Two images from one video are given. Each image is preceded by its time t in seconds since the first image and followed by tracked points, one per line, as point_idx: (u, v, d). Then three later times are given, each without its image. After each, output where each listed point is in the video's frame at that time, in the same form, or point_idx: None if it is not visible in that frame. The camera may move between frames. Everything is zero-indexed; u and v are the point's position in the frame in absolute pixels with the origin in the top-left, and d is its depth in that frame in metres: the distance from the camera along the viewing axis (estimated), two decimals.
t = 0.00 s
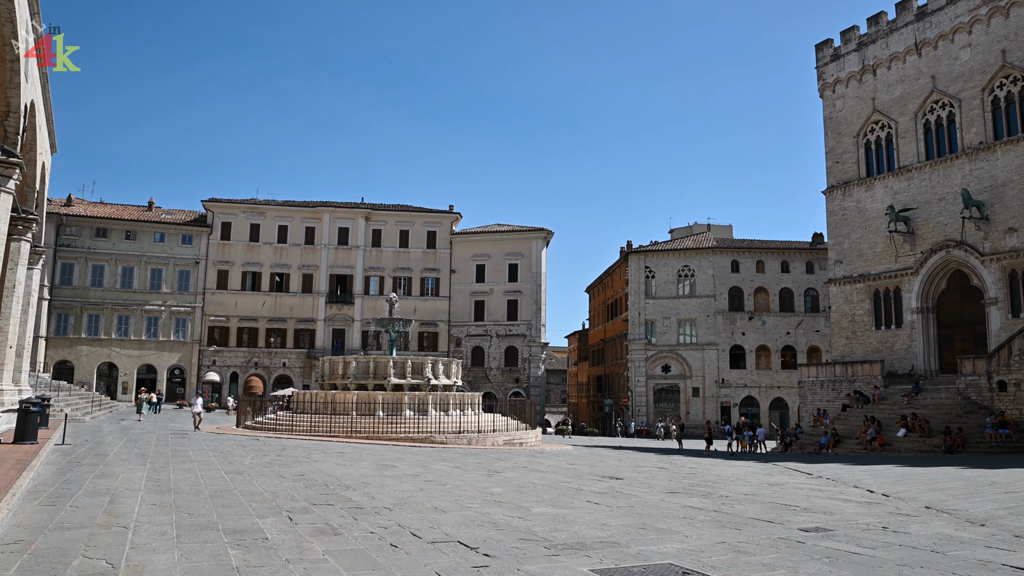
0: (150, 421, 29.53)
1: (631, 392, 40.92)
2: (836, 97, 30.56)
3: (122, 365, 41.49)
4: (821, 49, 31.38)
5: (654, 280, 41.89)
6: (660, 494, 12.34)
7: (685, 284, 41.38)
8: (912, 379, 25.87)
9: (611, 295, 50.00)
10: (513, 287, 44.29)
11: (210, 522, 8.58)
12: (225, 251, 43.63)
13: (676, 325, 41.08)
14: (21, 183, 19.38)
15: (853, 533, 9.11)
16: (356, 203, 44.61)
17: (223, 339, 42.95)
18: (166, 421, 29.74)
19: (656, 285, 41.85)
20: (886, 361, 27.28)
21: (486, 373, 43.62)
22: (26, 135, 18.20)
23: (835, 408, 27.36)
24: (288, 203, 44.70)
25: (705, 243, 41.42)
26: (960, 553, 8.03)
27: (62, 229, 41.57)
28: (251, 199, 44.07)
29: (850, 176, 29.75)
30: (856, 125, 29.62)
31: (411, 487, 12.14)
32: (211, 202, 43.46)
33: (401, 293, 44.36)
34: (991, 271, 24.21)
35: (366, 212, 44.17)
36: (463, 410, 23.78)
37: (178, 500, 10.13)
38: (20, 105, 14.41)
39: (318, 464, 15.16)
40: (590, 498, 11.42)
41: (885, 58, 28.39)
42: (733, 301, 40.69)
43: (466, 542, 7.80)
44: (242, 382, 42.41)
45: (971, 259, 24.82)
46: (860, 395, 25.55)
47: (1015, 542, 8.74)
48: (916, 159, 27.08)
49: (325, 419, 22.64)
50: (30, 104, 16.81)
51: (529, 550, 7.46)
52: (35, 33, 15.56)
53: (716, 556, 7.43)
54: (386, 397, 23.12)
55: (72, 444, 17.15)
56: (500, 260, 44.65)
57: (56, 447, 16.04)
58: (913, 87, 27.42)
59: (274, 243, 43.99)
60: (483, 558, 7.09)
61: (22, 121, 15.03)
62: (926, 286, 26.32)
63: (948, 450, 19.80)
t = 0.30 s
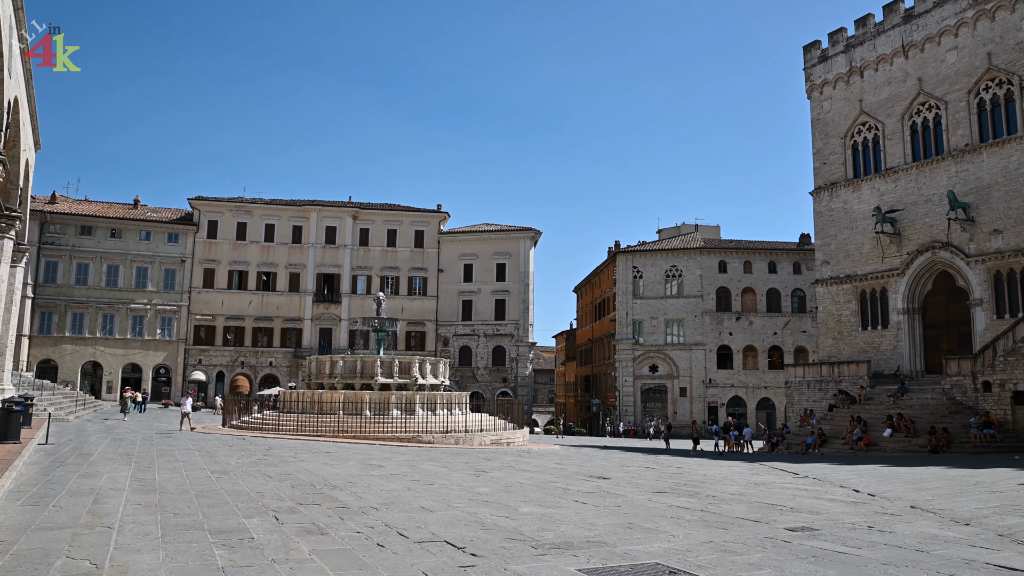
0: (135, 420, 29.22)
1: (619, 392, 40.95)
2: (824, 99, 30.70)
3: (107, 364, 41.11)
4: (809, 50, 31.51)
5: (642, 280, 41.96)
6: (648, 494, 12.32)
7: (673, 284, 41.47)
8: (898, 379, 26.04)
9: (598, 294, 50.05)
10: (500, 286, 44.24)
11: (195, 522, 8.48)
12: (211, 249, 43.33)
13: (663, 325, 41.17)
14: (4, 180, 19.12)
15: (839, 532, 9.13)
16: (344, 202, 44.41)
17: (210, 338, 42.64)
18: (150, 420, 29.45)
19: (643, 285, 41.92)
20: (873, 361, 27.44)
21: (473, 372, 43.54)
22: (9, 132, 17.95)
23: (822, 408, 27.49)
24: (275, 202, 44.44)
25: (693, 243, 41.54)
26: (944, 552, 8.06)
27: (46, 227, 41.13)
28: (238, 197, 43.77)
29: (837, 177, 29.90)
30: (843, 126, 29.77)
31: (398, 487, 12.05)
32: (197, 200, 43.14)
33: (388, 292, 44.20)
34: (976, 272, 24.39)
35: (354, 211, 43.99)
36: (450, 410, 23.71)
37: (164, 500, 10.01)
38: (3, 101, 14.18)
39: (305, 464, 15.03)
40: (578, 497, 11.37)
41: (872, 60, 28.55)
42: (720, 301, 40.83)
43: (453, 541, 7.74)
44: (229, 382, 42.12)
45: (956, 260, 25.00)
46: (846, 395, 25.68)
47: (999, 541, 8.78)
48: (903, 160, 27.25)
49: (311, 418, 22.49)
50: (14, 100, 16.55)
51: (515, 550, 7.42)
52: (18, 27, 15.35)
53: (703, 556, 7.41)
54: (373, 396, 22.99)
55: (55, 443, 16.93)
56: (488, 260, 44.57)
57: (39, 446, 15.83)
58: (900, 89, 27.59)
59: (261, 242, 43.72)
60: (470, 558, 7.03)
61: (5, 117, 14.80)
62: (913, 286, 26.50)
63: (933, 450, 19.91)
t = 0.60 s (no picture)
0: (118, 420, 28.90)
1: (606, 391, 40.99)
2: (811, 100, 30.85)
3: (90, 363, 40.71)
4: (797, 52, 31.64)
5: (629, 280, 42.02)
6: (635, 493, 12.31)
7: (660, 284, 41.58)
8: (883, 379, 26.22)
9: (586, 294, 50.07)
10: (488, 286, 44.17)
11: (179, 522, 8.37)
12: (197, 248, 43.01)
13: (651, 325, 41.26)
14: None
15: (825, 532, 9.14)
16: (331, 200, 44.19)
17: (195, 337, 42.31)
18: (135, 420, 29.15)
19: (631, 285, 41.98)
20: (859, 361, 27.61)
21: (460, 372, 43.44)
22: None
23: (808, 408, 27.62)
24: (262, 200, 44.18)
25: (680, 243, 41.65)
26: (929, 551, 8.08)
27: (29, 224, 40.69)
28: (224, 195, 43.45)
29: (824, 178, 30.06)
30: (831, 128, 29.92)
31: (384, 487, 11.97)
32: (183, 198, 42.81)
33: (375, 291, 44.04)
34: (961, 273, 24.58)
35: (341, 210, 43.78)
36: (437, 409, 23.62)
37: (148, 500, 9.88)
38: None
39: (291, 463, 14.92)
40: (565, 497, 11.34)
41: (859, 62, 28.71)
42: (707, 301, 40.96)
43: (439, 541, 7.69)
44: (214, 381, 41.81)
45: (942, 261, 25.18)
46: (832, 395, 25.81)
47: (983, 540, 8.83)
48: (889, 162, 27.44)
49: (298, 417, 22.34)
50: None
51: (502, 550, 7.37)
52: None
53: (689, 555, 7.40)
54: (360, 395, 22.87)
55: (38, 443, 16.72)
56: (475, 260, 44.48)
57: (21, 446, 15.62)
58: (887, 91, 27.77)
59: (247, 240, 43.43)
60: (457, 558, 6.98)
61: None
62: (898, 287, 26.69)
63: (917, 450, 20.04)
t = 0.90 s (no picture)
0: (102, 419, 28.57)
1: (593, 391, 41.01)
2: (798, 101, 30.99)
3: (74, 361, 40.31)
4: (784, 53, 31.78)
5: (616, 280, 42.07)
6: (621, 493, 12.29)
7: (648, 284, 41.67)
8: (869, 379, 26.39)
9: (573, 294, 50.11)
10: (475, 285, 44.09)
11: (163, 522, 8.26)
12: (182, 246, 42.65)
13: (637, 325, 41.34)
14: None
15: (810, 531, 9.17)
16: (318, 199, 43.95)
17: (180, 336, 41.98)
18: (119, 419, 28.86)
19: (618, 285, 42.03)
20: (845, 362, 27.78)
21: (447, 371, 43.32)
22: None
23: (794, 408, 27.76)
24: (248, 198, 43.88)
25: (668, 243, 41.76)
26: (913, 550, 8.11)
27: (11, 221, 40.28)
28: (210, 193, 43.13)
29: (811, 179, 30.21)
30: (818, 129, 30.08)
31: (370, 486, 11.88)
32: (169, 196, 42.46)
33: (362, 290, 43.86)
34: (946, 274, 24.76)
35: (328, 208, 43.55)
36: (424, 409, 23.54)
37: (131, 500, 9.75)
38: None
39: (277, 463, 14.81)
40: (552, 497, 11.30)
41: (846, 64, 28.87)
42: (694, 301, 41.09)
43: (426, 541, 7.63)
44: (199, 380, 41.48)
45: (927, 262, 25.36)
46: (819, 395, 25.93)
47: (968, 539, 8.87)
48: (876, 163, 27.61)
49: (284, 417, 22.19)
50: None
51: (489, 549, 7.33)
52: None
53: (675, 555, 7.39)
54: (346, 394, 22.76)
55: (20, 443, 16.49)
56: (463, 259, 44.38)
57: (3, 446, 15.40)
58: (873, 92, 27.94)
59: (233, 239, 43.12)
60: (443, 558, 6.92)
61: None
62: (884, 288, 26.88)
63: (902, 449, 20.16)
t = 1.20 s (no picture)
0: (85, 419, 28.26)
1: (580, 391, 41.04)
2: (786, 102, 31.12)
3: (56, 360, 39.91)
4: (772, 54, 31.89)
5: (604, 280, 42.12)
6: (608, 492, 12.28)
7: (635, 284, 41.75)
8: (855, 379, 26.55)
9: (560, 294, 50.12)
10: (462, 284, 43.98)
11: (146, 522, 8.16)
12: (168, 244, 42.31)
13: (625, 324, 41.41)
14: None
15: (795, 530, 9.19)
16: (305, 197, 43.70)
17: (165, 335, 41.63)
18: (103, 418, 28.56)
19: (605, 284, 42.08)
20: (831, 362, 27.93)
21: (434, 371, 43.19)
22: None
23: (780, 408, 27.87)
24: (234, 196, 43.58)
25: (655, 243, 41.85)
26: (898, 550, 8.15)
27: None
28: (196, 191, 42.80)
29: (798, 179, 30.35)
30: (805, 130, 30.22)
31: (356, 486, 11.79)
32: (154, 194, 42.11)
33: (349, 289, 43.66)
34: (931, 275, 24.95)
35: (315, 207, 43.31)
36: (411, 408, 23.44)
37: (114, 500, 9.62)
38: None
39: (262, 462, 14.70)
40: (538, 497, 11.27)
41: (833, 65, 29.02)
42: (681, 301, 41.21)
43: (412, 540, 7.57)
44: (184, 379, 41.14)
45: (913, 263, 25.54)
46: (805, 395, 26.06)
47: (952, 538, 8.91)
48: (862, 164, 27.79)
49: (270, 416, 22.05)
50: None
51: (476, 549, 7.27)
52: None
53: (661, 554, 7.37)
54: (333, 394, 22.63)
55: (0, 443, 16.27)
56: (450, 258, 44.27)
57: None
58: (860, 94, 28.11)
59: (219, 237, 42.81)
60: (429, 557, 6.87)
61: None
62: (870, 289, 27.06)
63: (887, 449, 20.29)
